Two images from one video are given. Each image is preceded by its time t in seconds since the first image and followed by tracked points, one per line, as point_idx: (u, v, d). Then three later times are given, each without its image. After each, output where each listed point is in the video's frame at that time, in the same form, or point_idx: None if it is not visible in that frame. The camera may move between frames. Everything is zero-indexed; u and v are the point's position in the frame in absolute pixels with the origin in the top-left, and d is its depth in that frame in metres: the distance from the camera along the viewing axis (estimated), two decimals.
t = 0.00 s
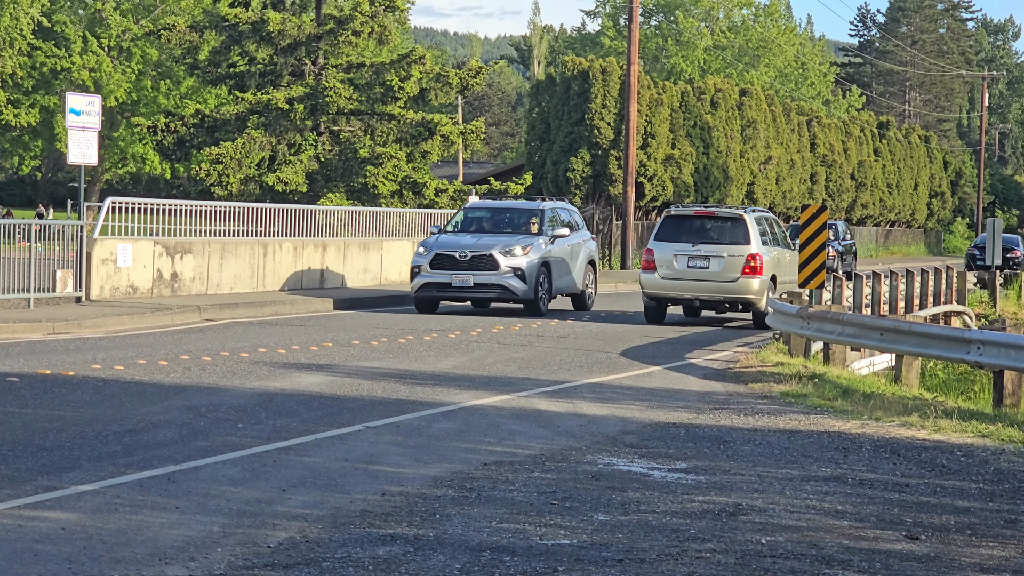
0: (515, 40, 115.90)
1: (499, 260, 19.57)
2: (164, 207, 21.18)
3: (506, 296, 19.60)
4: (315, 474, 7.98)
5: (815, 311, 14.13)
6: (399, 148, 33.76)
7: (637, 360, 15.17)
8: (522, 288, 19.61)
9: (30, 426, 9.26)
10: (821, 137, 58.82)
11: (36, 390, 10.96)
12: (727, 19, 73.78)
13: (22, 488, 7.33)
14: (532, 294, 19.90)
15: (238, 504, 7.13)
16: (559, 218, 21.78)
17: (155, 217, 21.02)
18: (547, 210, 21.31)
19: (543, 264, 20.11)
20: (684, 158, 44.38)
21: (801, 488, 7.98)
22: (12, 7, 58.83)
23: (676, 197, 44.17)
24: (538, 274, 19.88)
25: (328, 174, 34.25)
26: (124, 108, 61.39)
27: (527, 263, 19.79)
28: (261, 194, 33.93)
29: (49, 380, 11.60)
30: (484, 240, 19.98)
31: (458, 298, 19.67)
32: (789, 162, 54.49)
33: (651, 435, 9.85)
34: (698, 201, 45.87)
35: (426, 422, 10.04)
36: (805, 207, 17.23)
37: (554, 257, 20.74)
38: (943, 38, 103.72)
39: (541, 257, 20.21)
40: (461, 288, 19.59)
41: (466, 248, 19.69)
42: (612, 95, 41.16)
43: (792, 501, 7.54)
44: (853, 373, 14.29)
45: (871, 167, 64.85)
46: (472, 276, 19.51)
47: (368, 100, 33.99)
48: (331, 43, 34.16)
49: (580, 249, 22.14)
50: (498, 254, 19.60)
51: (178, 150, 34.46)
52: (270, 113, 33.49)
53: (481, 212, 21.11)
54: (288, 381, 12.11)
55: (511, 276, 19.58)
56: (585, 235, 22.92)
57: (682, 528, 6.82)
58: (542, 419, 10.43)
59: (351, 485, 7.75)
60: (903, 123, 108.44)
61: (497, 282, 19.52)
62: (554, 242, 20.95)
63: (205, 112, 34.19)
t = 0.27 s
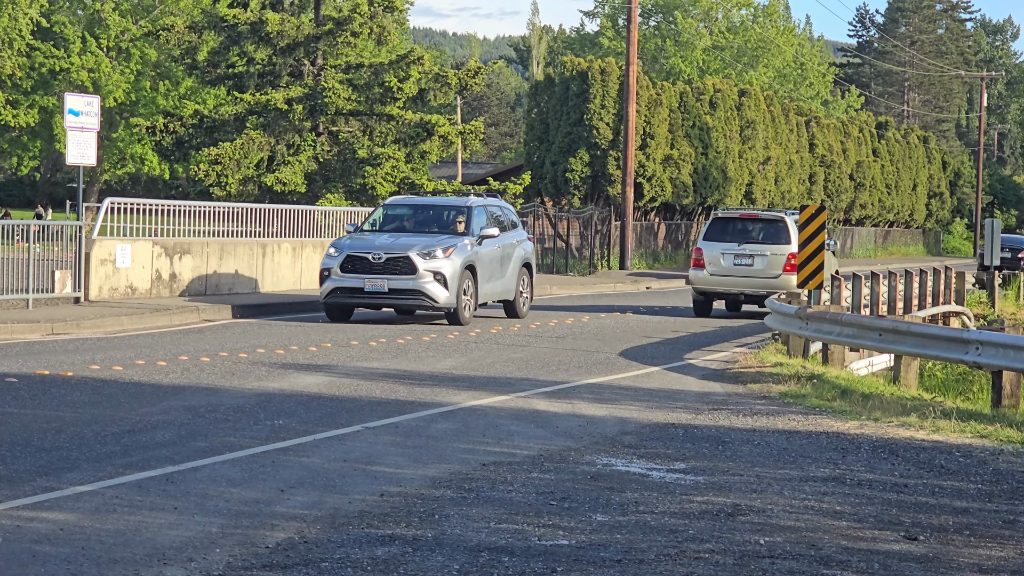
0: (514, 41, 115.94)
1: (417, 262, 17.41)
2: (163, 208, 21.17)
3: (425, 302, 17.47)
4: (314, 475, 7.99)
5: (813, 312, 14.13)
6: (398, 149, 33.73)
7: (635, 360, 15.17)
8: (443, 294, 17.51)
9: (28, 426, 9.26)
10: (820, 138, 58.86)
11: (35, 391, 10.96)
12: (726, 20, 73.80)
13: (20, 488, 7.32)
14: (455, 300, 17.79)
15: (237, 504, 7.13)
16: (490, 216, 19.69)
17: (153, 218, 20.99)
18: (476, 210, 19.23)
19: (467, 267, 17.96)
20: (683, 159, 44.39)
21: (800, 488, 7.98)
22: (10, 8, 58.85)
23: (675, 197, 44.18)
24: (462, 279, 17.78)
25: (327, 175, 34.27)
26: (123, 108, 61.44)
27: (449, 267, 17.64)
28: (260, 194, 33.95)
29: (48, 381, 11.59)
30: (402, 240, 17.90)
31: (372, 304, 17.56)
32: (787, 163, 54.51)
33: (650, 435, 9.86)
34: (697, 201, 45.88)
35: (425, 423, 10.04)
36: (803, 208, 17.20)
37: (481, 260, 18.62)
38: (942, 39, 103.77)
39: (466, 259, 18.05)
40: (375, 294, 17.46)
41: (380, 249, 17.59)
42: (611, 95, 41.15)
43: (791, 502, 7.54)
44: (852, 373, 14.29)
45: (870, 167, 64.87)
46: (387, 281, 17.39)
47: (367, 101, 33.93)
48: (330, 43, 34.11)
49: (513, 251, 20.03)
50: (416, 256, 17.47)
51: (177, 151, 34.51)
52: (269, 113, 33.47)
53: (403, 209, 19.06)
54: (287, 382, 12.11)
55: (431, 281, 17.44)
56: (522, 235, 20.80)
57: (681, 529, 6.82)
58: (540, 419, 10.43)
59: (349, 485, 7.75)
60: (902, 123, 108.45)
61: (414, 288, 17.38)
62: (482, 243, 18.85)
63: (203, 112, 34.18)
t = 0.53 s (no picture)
0: (513, 41, 115.97)
1: (315, 269, 15.64)
2: (162, 209, 21.17)
3: (324, 312, 15.69)
4: (313, 476, 7.99)
5: (813, 313, 14.12)
6: (398, 150, 33.75)
7: (634, 361, 15.17)
8: (344, 303, 15.73)
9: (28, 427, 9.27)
10: (820, 138, 58.85)
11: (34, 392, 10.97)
12: (725, 21, 73.82)
13: (20, 489, 7.32)
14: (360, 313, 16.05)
15: (236, 505, 7.14)
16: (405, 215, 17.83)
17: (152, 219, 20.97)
18: (386, 209, 17.36)
19: (372, 272, 16.14)
20: (683, 160, 44.37)
21: (799, 489, 7.98)
22: (9, 9, 58.89)
23: (674, 198, 44.18)
24: (367, 287, 15.98)
25: (326, 176, 34.04)
26: (123, 108, 61.48)
27: (351, 272, 15.82)
28: (260, 195, 33.97)
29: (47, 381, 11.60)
30: (298, 243, 16.08)
31: (264, 315, 15.76)
32: (787, 164, 54.53)
33: (649, 436, 9.86)
34: (696, 202, 45.89)
35: (424, 424, 10.04)
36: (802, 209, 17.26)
37: (391, 265, 16.77)
38: (941, 39, 103.73)
39: (371, 264, 16.23)
40: (268, 304, 15.67)
41: (273, 253, 15.81)
42: (611, 96, 41.17)
43: (791, 503, 7.54)
44: (851, 374, 14.30)
45: (869, 168, 64.89)
46: (280, 289, 15.61)
47: (367, 102, 34.08)
48: (329, 44, 34.09)
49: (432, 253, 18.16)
50: (313, 260, 15.70)
51: (177, 152, 34.47)
52: (268, 114, 33.50)
53: (305, 208, 17.18)
54: (286, 383, 12.11)
55: (331, 289, 15.66)
56: (442, 234, 18.89)
57: (681, 530, 6.82)
58: (540, 420, 10.43)
59: (348, 486, 7.75)
60: (901, 124, 108.42)
61: (311, 297, 15.59)
62: (394, 246, 17.01)
63: (203, 113, 34.22)
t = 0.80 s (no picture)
0: (514, 43, 115.99)
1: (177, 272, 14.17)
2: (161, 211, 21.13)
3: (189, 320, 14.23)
4: (313, 477, 7.99)
5: (813, 314, 14.12)
6: (398, 151, 33.78)
7: (634, 363, 15.14)
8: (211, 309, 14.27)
9: (29, 429, 9.26)
10: (820, 139, 58.84)
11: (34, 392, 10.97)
12: (725, 22, 73.85)
13: (21, 491, 7.32)
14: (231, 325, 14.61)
15: (238, 506, 7.13)
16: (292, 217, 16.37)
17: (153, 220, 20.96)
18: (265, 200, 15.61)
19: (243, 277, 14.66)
20: (683, 160, 44.36)
21: (800, 490, 7.98)
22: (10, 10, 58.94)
23: (675, 199, 44.18)
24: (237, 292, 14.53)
25: (327, 177, 33.91)
26: (123, 110, 61.51)
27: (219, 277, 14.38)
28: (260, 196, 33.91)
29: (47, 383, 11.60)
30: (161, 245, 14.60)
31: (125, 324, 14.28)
32: (787, 164, 54.54)
33: (650, 437, 9.86)
34: (697, 203, 45.89)
35: (424, 425, 10.04)
36: (802, 210, 17.23)
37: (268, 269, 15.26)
38: (941, 40, 103.81)
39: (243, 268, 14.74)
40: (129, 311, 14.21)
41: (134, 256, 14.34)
42: (611, 97, 41.25)
43: (792, 504, 7.54)
44: (852, 374, 14.29)
45: (869, 169, 64.91)
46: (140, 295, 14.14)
47: (367, 103, 34.17)
48: (330, 46, 34.13)
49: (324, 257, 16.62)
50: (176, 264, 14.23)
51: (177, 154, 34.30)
52: (269, 115, 33.46)
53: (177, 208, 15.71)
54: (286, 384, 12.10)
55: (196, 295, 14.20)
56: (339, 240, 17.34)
57: (681, 531, 6.82)
58: (540, 422, 10.43)
59: (349, 487, 7.74)
60: (902, 125, 108.42)
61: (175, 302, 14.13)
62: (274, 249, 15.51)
63: (204, 114, 34.15)
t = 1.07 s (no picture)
0: (515, 45, 116.01)
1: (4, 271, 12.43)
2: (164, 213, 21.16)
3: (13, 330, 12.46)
4: (316, 479, 7.99)
5: (815, 315, 14.13)
6: (400, 153, 33.76)
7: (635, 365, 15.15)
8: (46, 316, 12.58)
9: (32, 431, 9.27)
10: (821, 141, 58.81)
11: (38, 396, 10.99)
12: (727, 23, 73.90)
13: (23, 493, 7.33)
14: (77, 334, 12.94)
15: (240, 509, 7.14)
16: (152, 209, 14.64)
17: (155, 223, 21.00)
18: (123, 196, 14.22)
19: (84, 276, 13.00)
20: (685, 161, 44.36)
21: (802, 491, 7.97)
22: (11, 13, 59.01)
23: (676, 201, 44.16)
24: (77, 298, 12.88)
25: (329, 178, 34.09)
26: (125, 112, 61.58)
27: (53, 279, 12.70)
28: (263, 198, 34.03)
29: (50, 386, 11.61)
30: None
31: None
32: (789, 166, 54.52)
33: (652, 439, 9.86)
34: (698, 205, 45.87)
35: (426, 427, 10.04)
36: (805, 211, 17.15)
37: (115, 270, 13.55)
38: (942, 42, 103.81)
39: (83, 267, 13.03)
40: None
41: None
42: (612, 99, 41.24)
43: (793, 505, 7.54)
44: (854, 376, 14.30)
45: (871, 170, 64.87)
46: None
47: (369, 105, 34.09)
48: (331, 47, 34.09)
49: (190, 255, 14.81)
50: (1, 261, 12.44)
51: (179, 156, 34.43)
52: (271, 117, 33.47)
53: (16, 197, 13.98)
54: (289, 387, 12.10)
55: (27, 300, 12.50)
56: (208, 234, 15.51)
57: (684, 532, 6.82)
58: (542, 423, 10.43)
59: (352, 489, 7.75)
60: (903, 126, 108.41)
61: None
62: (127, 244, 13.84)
63: (205, 117, 34.28)
